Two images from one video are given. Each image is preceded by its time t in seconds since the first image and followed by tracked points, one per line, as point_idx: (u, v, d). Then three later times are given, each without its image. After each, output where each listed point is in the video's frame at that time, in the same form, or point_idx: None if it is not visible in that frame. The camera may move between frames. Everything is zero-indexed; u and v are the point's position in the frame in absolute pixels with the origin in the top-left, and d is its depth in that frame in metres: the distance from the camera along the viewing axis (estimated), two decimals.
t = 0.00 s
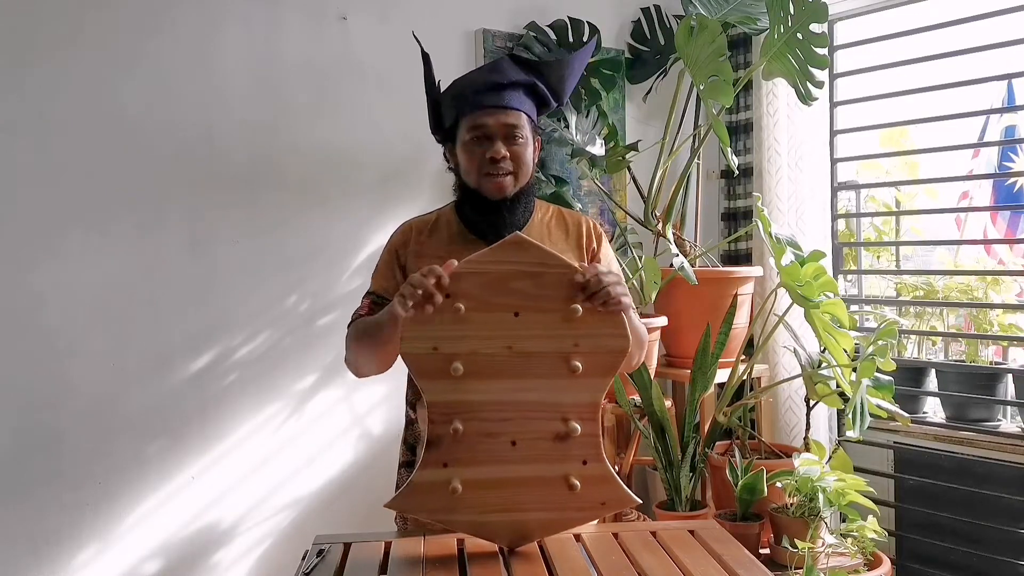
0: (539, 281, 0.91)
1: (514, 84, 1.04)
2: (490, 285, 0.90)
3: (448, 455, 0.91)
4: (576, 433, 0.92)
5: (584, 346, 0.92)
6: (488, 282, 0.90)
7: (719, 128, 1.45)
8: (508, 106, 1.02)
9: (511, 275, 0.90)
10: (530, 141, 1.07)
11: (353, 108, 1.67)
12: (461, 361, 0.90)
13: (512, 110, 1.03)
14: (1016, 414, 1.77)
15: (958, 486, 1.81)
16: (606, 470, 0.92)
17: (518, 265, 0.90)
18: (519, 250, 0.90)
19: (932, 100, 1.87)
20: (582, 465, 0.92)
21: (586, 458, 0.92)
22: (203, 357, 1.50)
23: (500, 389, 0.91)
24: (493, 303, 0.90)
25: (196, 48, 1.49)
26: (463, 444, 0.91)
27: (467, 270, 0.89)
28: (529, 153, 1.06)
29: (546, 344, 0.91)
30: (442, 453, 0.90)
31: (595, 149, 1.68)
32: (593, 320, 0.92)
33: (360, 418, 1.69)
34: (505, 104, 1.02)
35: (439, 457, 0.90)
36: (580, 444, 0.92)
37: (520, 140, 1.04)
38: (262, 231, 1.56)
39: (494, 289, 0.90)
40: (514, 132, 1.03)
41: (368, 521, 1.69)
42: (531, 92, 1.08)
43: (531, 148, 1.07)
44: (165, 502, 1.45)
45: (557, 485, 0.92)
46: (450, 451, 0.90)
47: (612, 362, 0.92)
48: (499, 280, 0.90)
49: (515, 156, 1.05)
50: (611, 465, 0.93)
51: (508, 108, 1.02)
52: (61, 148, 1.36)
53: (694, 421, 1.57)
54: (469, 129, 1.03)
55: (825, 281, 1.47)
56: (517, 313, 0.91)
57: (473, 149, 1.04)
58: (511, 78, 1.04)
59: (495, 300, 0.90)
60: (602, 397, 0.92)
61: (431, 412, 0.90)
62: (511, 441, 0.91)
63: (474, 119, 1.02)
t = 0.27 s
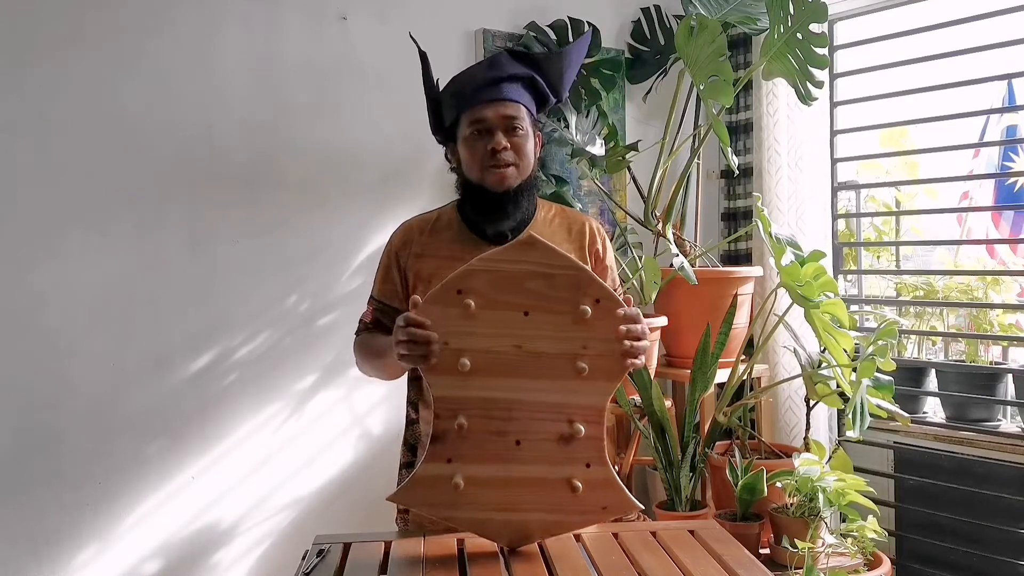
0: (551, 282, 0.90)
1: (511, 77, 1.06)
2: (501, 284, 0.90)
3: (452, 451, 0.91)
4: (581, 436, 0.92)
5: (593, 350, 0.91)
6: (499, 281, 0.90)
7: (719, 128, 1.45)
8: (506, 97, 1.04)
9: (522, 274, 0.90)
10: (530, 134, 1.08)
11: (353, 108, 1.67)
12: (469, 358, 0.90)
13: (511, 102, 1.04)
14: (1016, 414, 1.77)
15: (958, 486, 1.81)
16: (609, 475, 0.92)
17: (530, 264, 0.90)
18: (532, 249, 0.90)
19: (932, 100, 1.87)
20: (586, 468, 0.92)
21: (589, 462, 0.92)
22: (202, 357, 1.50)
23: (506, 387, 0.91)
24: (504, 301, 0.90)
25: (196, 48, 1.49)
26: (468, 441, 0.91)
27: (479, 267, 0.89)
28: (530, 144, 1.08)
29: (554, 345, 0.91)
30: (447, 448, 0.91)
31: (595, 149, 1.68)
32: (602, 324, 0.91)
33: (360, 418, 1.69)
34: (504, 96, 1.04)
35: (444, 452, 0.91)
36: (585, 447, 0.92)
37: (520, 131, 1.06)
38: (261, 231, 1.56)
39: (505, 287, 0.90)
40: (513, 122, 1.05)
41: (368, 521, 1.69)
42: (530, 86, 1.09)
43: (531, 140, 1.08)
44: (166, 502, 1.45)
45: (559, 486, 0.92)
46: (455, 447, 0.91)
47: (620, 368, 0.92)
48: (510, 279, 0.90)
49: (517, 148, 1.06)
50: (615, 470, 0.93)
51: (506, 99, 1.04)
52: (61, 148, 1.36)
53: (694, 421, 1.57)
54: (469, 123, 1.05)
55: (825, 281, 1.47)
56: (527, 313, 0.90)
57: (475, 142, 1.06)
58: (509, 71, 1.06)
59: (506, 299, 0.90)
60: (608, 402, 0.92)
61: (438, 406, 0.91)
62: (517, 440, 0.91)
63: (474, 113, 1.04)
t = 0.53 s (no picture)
0: (530, 279, 0.90)
1: (503, 71, 1.06)
2: (480, 284, 0.90)
3: (444, 456, 0.91)
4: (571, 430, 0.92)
5: (576, 343, 0.91)
6: (478, 282, 0.90)
7: (719, 128, 1.45)
8: (498, 89, 1.04)
9: (500, 274, 0.90)
10: (526, 126, 1.08)
11: (353, 109, 1.67)
12: (453, 362, 0.90)
13: (505, 93, 1.04)
14: (1016, 414, 1.77)
15: (958, 486, 1.81)
16: (603, 467, 0.92)
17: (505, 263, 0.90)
18: (508, 249, 0.90)
19: (932, 100, 1.87)
20: (579, 462, 0.92)
21: (582, 455, 0.92)
22: (202, 357, 1.50)
23: (493, 388, 0.91)
24: (484, 303, 0.90)
25: (196, 48, 1.49)
26: (460, 444, 0.91)
27: (456, 270, 0.89)
28: (526, 135, 1.07)
29: (537, 342, 0.91)
30: (438, 454, 0.91)
31: (595, 149, 1.68)
32: (583, 316, 0.91)
33: (360, 418, 1.69)
34: (496, 89, 1.04)
35: (436, 458, 0.90)
36: (576, 441, 0.92)
37: (515, 122, 1.05)
38: (262, 231, 1.56)
39: (483, 288, 0.90)
40: (507, 114, 1.04)
41: (368, 521, 1.69)
42: (523, 80, 1.09)
43: (527, 132, 1.08)
44: (165, 502, 1.45)
45: (554, 482, 0.92)
46: (447, 451, 0.91)
47: (605, 358, 0.92)
48: (489, 279, 0.90)
49: (513, 139, 1.06)
50: (608, 461, 0.93)
51: (500, 91, 1.04)
52: (61, 148, 1.36)
53: (694, 421, 1.57)
54: (464, 118, 1.06)
55: (825, 281, 1.47)
56: (507, 312, 0.91)
57: (471, 137, 1.06)
58: (500, 65, 1.06)
59: (486, 299, 0.90)
60: (595, 393, 0.92)
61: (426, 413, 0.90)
62: (507, 440, 0.91)
63: (468, 107, 1.05)
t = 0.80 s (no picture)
0: (513, 280, 0.90)
1: (477, 72, 1.08)
2: (463, 288, 0.90)
3: (438, 461, 0.91)
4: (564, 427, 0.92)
5: (563, 340, 0.91)
6: (460, 286, 0.90)
7: (719, 127, 1.45)
8: (474, 89, 1.06)
9: (482, 276, 0.90)
10: (511, 119, 1.09)
11: (354, 108, 1.67)
12: (441, 367, 0.90)
13: (483, 91, 1.06)
14: (1016, 414, 1.77)
15: (958, 487, 1.81)
16: (597, 461, 0.93)
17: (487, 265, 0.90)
18: (490, 250, 0.90)
19: (932, 100, 1.87)
20: (574, 458, 0.93)
21: (576, 451, 0.93)
22: (202, 357, 1.50)
23: (483, 391, 0.91)
24: (468, 306, 0.90)
25: (196, 48, 1.49)
26: (453, 449, 0.91)
27: (438, 276, 0.89)
28: (512, 127, 1.08)
29: (523, 341, 0.91)
30: (432, 461, 0.91)
31: (595, 149, 1.68)
32: (569, 313, 0.91)
33: (360, 418, 1.69)
34: (472, 89, 1.06)
35: (430, 464, 0.91)
36: (569, 437, 0.93)
37: (497, 116, 1.06)
38: (262, 231, 1.56)
39: (467, 292, 0.90)
40: (487, 109, 1.06)
41: (368, 522, 1.69)
42: (501, 77, 1.10)
43: (512, 124, 1.08)
44: (165, 502, 1.45)
45: (549, 480, 0.92)
46: (440, 457, 0.91)
47: (593, 353, 0.92)
48: (472, 282, 0.90)
49: (498, 133, 1.07)
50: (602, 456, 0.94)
51: (479, 89, 1.06)
52: (61, 148, 1.36)
53: (694, 421, 1.57)
54: (449, 122, 1.08)
55: (825, 281, 1.47)
56: (492, 314, 0.90)
57: (457, 138, 1.07)
58: (474, 67, 1.08)
59: (470, 302, 0.90)
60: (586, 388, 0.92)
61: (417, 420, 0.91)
62: (500, 441, 0.92)
63: (450, 110, 1.06)
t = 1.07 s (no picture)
0: (513, 237, 0.91)
1: (473, 71, 1.08)
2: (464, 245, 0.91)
3: (440, 416, 0.92)
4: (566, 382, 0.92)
5: (564, 296, 0.92)
6: (461, 242, 0.91)
7: (719, 127, 1.45)
8: (469, 87, 1.06)
9: (482, 233, 0.91)
10: (507, 118, 1.09)
11: (354, 108, 1.67)
12: (443, 324, 0.91)
13: (478, 88, 1.06)
14: (1016, 414, 1.77)
15: (958, 486, 1.81)
16: (599, 416, 0.93)
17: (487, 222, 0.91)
18: (489, 208, 0.91)
19: (932, 100, 1.87)
20: (575, 413, 0.93)
21: (578, 407, 0.93)
22: (203, 357, 1.50)
23: (485, 347, 0.92)
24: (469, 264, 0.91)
25: (196, 48, 1.49)
26: (455, 404, 0.92)
27: (439, 234, 0.91)
28: (506, 125, 1.08)
29: (523, 297, 0.92)
30: (434, 415, 0.92)
31: (595, 149, 1.68)
32: (569, 269, 0.92)
33: (360, 418, 1.69)
34: (468, 87, 1.06)
35: (432, 419, 0.92)
36: (572, 393, 0.93)
37: (492, 113, 1.06)
38: (261, 231, 1.56)
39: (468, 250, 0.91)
40: (482, 105, 1.06)
41: (368, 522, 1.69)
42: (498, 78, 1.10)
43: (508, 123, 1.08)
44: (165, 502, 1.45)
45: (551, 434, 0.93)
46: (442, 412, 0.92)
47: (594, 308, 0.92)
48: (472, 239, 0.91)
49: (492, 129, 1.06)
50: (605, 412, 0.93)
51: (475, 87, 1.06)
52: (61, 148, 1.36)
53: (694, 421, 1.57)
54: (444, 118, 1.08)
55: (825, 281, 1.47)
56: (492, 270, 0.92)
57: (452, 133, 1.07)
58: (470, 67, 1.08)
59: (471, 259, 0.91)
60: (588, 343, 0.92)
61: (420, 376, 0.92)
62: (502, 396, 0.93)
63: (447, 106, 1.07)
